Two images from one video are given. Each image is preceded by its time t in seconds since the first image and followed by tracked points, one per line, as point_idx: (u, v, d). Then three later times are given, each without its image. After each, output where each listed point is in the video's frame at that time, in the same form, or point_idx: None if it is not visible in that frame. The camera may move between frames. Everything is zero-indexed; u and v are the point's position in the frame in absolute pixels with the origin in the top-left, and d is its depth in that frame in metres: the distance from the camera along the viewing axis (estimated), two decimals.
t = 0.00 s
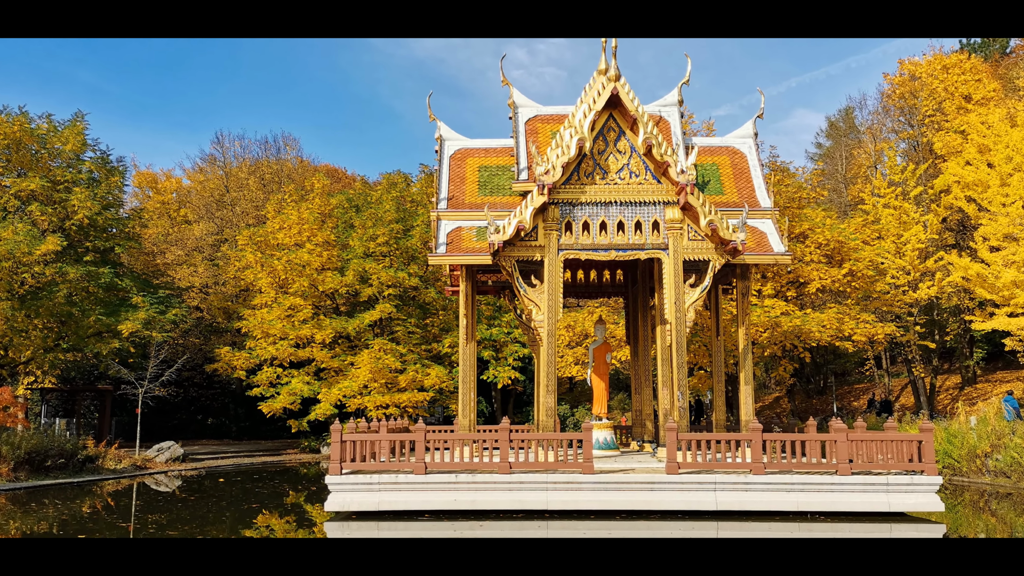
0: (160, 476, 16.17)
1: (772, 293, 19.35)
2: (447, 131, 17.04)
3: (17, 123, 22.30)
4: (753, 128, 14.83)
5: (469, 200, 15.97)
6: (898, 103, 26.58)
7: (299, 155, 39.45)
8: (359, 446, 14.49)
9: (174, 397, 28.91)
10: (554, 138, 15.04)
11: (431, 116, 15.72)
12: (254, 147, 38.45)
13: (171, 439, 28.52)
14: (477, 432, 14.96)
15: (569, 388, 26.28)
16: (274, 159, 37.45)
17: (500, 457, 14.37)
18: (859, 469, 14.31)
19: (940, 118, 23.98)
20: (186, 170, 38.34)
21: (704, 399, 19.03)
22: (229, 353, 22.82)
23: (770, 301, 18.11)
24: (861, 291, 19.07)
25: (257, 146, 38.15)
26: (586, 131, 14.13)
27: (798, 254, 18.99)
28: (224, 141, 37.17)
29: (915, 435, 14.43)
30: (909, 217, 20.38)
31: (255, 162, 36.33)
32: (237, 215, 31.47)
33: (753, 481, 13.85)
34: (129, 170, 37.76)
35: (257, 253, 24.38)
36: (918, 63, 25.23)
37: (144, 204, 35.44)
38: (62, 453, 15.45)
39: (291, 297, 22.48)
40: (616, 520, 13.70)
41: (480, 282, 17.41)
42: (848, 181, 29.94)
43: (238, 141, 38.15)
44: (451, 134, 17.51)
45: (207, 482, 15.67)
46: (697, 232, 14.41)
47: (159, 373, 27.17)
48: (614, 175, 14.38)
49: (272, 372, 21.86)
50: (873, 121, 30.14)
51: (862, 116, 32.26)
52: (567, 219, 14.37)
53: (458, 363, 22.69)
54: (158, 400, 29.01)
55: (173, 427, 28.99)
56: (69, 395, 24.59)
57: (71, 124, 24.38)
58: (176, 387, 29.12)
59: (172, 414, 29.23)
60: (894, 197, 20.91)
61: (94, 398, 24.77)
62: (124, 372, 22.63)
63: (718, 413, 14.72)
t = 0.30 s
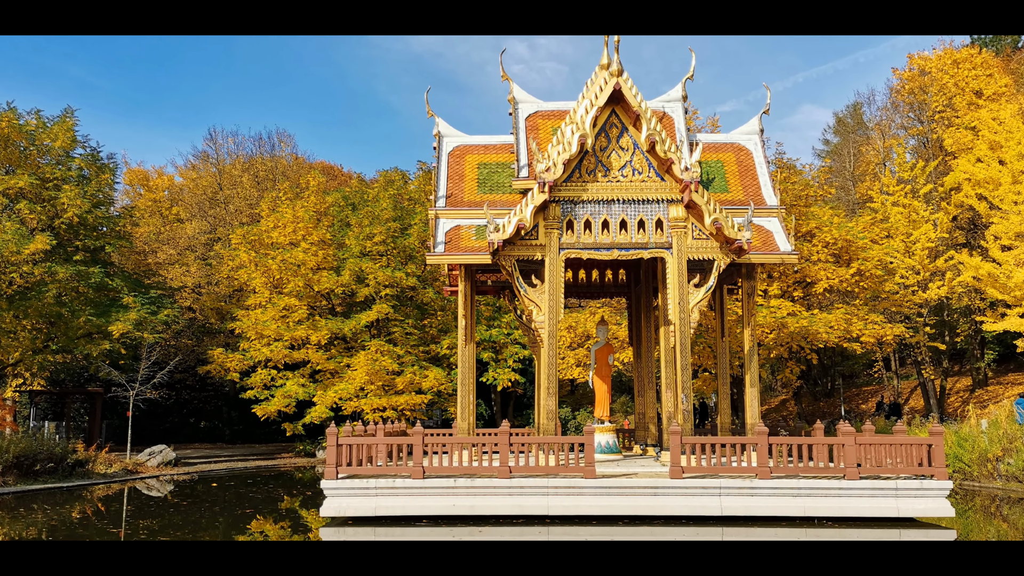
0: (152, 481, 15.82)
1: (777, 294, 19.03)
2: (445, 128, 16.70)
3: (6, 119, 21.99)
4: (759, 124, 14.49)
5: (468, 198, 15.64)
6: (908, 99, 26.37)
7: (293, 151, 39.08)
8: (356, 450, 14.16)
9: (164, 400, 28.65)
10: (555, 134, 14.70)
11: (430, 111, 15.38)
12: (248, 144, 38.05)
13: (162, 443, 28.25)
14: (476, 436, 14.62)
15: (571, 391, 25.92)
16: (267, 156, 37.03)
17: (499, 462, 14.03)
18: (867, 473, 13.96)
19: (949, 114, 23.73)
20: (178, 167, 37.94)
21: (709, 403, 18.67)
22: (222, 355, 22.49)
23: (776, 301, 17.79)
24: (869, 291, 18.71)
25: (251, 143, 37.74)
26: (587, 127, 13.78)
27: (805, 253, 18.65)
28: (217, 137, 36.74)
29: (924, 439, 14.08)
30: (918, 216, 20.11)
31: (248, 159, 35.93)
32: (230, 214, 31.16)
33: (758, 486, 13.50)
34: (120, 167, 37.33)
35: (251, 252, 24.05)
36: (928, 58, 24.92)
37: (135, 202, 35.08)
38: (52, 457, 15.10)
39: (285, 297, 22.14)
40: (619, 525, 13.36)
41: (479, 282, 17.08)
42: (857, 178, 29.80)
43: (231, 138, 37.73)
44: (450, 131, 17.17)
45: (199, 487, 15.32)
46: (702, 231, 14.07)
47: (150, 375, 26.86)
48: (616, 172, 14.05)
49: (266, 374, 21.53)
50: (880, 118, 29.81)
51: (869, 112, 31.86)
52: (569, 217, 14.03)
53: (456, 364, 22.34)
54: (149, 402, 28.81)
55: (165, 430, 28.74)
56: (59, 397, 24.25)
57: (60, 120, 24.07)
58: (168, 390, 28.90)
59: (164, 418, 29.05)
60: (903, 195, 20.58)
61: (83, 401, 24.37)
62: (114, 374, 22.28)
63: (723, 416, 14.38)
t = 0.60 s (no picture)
0: (143, 486, 15.47)
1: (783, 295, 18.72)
2: (443, 124, 16.36)
3: None
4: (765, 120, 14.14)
5: (467, 195, 15.30)
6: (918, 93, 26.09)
7: (288, 148, 38.71)
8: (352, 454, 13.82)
9: (156, 402, 28.40)
10: (556, 130, 14.36)
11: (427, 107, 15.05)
12: (242, 140, 37.71)
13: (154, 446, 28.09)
14: (475, 440, 14.27)
15: (573, 393, 25.59)
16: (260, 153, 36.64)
17: (499, 466, 13.67)
18: (876, 477, 13.59)
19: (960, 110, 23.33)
20: (169, 164, 37.56)
21: (714, 405, 18.34)
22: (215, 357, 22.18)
23: (782, 302, 17.47)
24: (878, 291, 18.36)
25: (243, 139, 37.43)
26: (589, 123, 13.45)
27: (812, 252, 18.32)
28: (209, 134, 36.33)
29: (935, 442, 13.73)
30: (928, 214, 19.81)
31: (242, 156, 35.56)
32: (223, 212, 30.84)
33: (764, 491, 13.16)
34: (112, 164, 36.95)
35: (244, 251, 23.73)
36: (938, 53, 24.56)
37: (126, 200, 34.73)
38: (40, 461, 14.72)
39: (279, 297, 21.80)
40: (621, 531, 13.02)
41: (478, 282, 16.75)
42: (865, 174, 29.70)
43: (225, 135, 37.33)
44: (448, 127, 16.84)
45: (191, 492, 14.97)
46: (706, 229, 13.74)
47: (141, 377, 26.54)
48: (619, 170, 13.71)
49: (260, 377, 21.21)
50: (889, 114, 29.47)
51: (877, 108, 31.44)
52: (570, 215, 13.69)
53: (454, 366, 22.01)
54: (140, 405, 28.61)
55: (156, 433, 28.59)
56: (47, 400, 23.92)
57: (49, 116, 23.77)
58: (159, 392, 28.65)
59: (155, 421, 28.85)
60: (912, 192, 20.24)
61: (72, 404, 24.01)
62: (104, 376, 21.96)
63: (728, 419, 14.04)
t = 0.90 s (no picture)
0: (134, 491, 15.12)
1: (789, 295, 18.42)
2: (441, 119, 16.02)
3: None
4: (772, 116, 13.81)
5: (465, 193, 14.97)
6: (927, 88, 25.74)
7: (282, 145, 38.18)
8: (348, 458, 13.48)
9: (147, 406, 27.93)
10: (558, 127, 14.03)
11: (425, 103, 14.71)
12: (235, 137, 37.15)
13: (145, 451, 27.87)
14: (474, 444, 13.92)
15: (575, 395, 25.24)
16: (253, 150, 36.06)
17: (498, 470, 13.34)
18: (885, 482, 13.26)
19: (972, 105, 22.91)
20: (160, 161, 37.15)
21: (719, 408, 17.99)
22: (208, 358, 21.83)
23: (790, 302, 17.14)
24: (887, 291, 18.01)
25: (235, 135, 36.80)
26: (591, 119, 13.12)
27: (820, 251, 17.99)
28: (202, 130, 35.85)
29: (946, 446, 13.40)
30: (939, 212, 19.49)
31: (235, 153, 35.15)
32: (216, 210, 30.53)
33: (771, 496, 12.82)
34: (102, 161, 36.49)
35: (237, 250, 23.39)
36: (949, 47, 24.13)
37: (117, 198, 34.33)
38: (28, 465, 14.37)
39: (274, 298, 21.45)
40: (624, 538, 12.67)
41: (477, 281, 16.40)
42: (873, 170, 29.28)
43: (217, 131, 36.82)
44: (447, 123, 16.49)
45: (182, 497, 14.62)
46: (711, 228, 13.41)
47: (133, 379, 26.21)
48: (621, 167, 13.38)
49: (254, 379, 20.87)
50: (899, 110, 29.10)
51: (889, 103, 31.02)
52: (572, 214, 13.36)
53: (452, 367, 21.68)
54: (131, 408, 28.09)
55: (147, 437, 28.36)
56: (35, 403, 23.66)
57: (37, 112, 23.46)
58: (149, 395, 28.08)
59: (147, 424, 28.60)
60: (923, 190, 19.90)
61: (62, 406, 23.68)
62: (94, 377, 21.63)
63: (733, 422, 13.70)
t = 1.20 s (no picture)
0: (124, 496, 14.77)
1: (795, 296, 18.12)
2: (439, 115, 15.69)
3: None
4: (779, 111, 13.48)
5: (464, 191, 14.63)
6: (938, 83, 25.39)
7: (275, 141, 37.77)
8: (343, 463, 13.13)
9: (137, 409, 27.91)
10: (558, 123, 13.69)
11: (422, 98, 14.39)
12: (228, 132, 36.73)
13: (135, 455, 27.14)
14: (473, 448, 13.58)
15: (576, 398, 24.91)
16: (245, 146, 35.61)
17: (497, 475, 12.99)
18: (894, 487, 12.94)
19: (982, 100, 22.57)
20: (151, 158, 36.74)
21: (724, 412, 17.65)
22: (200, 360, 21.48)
23: (797, 303, 16.84)
24: (896, 291, 17.69)
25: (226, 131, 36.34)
26: (593, 115, 12.78)
27: (828, 251, 17.69)
28: (193, 125, 35.41)
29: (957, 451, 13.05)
30: (950, 210, 19.17)
31: (228, 149, 34.75)
32: (208, 208, 30.16)
33: (778, 501, 12.47)
34: (91, 157, 36.04)
35: (230, 249, 23.03)
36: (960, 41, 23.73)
37: (105, 196, 33.92)
38: (15, 470, 14.02)
39: (268, 298, 21.11)
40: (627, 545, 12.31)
41: (477, 281, 16.05)
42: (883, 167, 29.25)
43: (209, 127, 36.38)
44: (445, 119, 16.15)
45: (173, 503, 14.27)
46: (716, 226, 13.06)
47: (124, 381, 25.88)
48: (624, 164, 13.04)
49: (247, 381, 20.52)
50: (908, 105, 28.73)
51: (897, 99, 30.67)
52: (573, 212, 13.02)
53: (450, 369, 21.33)
54: (121, 412, 28.06)
55: (138, 441, 27.69)
56: (23, 405, 23.43)
57: (25, 108, 23.16)
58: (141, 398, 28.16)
59: (137, 428, 28.12)
60: (933, 187, 19.56)
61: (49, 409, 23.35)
62: (84, 380, 21.32)
63: (739, 426, 13.36)
